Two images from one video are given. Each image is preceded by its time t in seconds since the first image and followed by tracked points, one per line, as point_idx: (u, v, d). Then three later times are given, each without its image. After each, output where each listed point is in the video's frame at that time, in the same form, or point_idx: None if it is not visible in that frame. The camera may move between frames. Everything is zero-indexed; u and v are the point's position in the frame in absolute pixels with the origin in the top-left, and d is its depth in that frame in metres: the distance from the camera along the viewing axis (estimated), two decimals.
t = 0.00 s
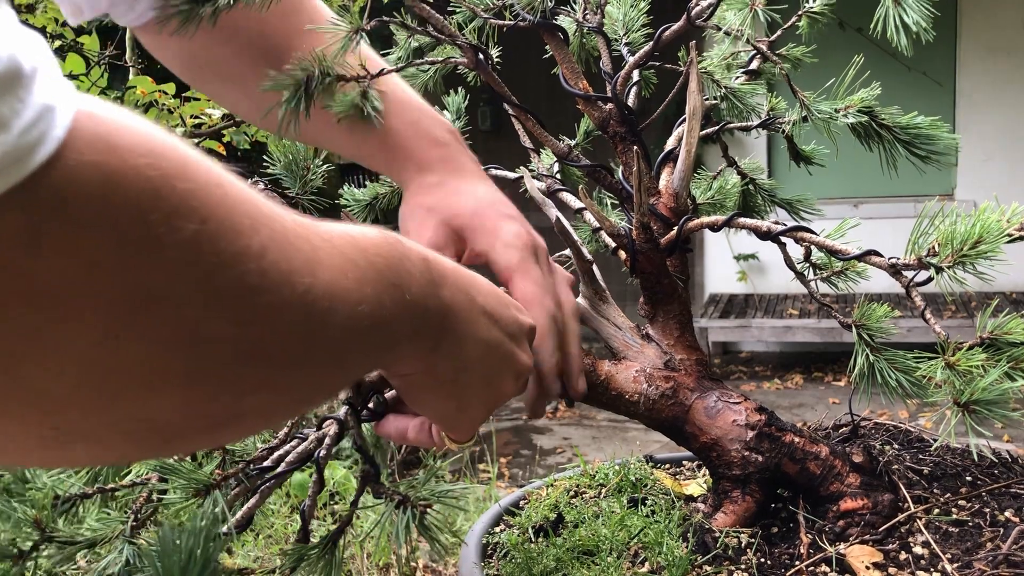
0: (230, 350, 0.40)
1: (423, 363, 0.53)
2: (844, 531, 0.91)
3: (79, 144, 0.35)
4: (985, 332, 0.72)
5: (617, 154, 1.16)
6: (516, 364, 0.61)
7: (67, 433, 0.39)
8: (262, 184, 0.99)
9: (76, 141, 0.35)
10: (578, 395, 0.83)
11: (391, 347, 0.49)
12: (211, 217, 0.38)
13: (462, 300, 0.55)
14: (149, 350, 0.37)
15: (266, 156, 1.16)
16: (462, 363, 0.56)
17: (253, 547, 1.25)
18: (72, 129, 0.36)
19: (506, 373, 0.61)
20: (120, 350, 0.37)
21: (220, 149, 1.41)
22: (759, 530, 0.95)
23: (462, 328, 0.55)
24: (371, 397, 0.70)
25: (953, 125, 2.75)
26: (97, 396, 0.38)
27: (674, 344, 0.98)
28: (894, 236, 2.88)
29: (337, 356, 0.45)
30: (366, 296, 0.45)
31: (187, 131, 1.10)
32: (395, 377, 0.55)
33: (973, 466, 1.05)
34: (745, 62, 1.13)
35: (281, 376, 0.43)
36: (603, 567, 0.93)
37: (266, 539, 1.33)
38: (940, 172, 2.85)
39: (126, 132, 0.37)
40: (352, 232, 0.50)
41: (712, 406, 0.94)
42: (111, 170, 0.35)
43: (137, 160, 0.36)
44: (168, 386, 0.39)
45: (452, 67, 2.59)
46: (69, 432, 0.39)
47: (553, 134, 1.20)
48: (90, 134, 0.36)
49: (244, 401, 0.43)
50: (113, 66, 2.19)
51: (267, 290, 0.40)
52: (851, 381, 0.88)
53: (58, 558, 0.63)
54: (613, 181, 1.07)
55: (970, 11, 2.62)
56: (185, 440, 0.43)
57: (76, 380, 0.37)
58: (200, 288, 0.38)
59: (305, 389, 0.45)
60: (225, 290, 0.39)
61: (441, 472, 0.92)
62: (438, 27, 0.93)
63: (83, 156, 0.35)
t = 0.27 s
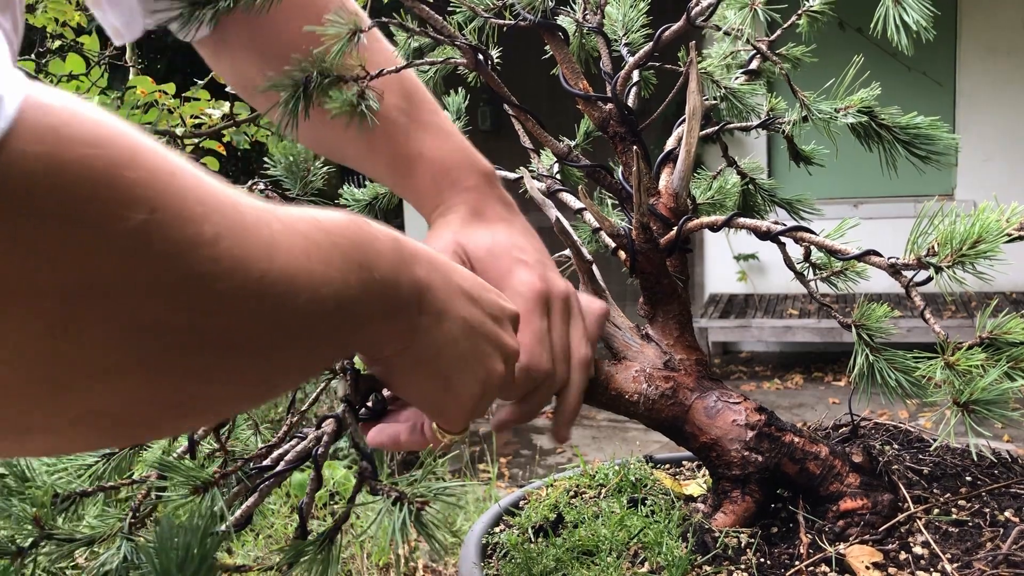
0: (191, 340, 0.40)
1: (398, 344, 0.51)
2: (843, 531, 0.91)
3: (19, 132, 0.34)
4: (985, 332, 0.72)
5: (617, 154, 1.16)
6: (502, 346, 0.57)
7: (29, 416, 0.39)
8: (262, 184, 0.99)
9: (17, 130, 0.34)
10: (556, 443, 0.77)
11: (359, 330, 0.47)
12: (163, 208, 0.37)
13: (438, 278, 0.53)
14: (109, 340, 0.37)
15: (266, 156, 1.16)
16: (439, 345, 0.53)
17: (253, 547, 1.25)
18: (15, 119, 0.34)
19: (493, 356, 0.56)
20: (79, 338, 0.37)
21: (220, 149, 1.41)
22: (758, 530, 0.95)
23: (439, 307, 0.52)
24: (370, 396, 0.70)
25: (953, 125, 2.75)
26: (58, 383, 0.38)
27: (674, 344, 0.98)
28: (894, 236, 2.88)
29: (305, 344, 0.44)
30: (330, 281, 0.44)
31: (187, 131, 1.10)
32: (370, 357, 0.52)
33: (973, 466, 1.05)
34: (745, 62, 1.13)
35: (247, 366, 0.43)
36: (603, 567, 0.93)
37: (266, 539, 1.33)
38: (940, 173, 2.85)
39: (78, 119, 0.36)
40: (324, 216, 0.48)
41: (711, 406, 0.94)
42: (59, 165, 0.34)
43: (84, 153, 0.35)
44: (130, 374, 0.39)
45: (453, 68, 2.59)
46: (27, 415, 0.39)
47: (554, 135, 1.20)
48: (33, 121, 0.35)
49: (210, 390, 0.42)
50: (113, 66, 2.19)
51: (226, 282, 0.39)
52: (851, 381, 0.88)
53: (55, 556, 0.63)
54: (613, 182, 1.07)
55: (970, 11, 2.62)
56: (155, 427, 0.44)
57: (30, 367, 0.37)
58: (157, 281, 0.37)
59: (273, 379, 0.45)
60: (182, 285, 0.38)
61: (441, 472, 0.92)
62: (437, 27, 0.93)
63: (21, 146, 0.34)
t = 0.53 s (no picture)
0: (155, 351, 0.38)
1: (386, 356, 0.50)
2: (843, 531, 0.91)
3: None
4: (984, 332, 0.71)
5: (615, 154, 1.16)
6: (497, 358, 0.57)
7: None
8: (260, 185, 0.99)
9: None
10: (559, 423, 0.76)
11: (340, 341, 0.46)
12: (127, 215, 0.36)
13: (429, 293, 0.52)
14: (65, 349, 0.36)
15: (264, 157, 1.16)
16: (429, 356, 0.52)
17: (253, 549, 1.25)
18: None
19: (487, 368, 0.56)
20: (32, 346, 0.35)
21: (219, 150, 1.41)
22: (758, 531, 0.95)
23: (429, 316, 0.52)
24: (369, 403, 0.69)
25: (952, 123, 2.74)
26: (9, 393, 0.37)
27: (673, 344, 0.98)
28: (894, 235, 2.87)
29: (277, 356, 0.43)
30: (308, 292, 0.43)
31: (185, 133, 1.09)
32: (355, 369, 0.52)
33: (973, 465, 1.05)
34: (742, 61, 1.12)
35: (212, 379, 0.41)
36: (602, 568, 0.93)
37: (266, 540, 1.33)
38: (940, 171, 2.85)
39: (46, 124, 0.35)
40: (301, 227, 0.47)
41: (711, 406, 0.94)
42: (20, 167, 0.33)
43: (47, 157, 0.34)
44: (88, 386, 0.38)
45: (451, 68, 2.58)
46: None
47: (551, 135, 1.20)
48: None
49: (170, 403, 0.41)
50: (112, 68, 2.19)
51: (195, 292, 0.38)
52: (850, 381, 0.88)
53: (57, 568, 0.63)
54: (611, 181, 1.07)
55: (969, 9, 2.62)
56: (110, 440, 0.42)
57: None
58: (120, 288, 0.36)
59: (241, 393, 0.43)
60: (147, 291, 0.37)
61: (440, 473, 0.92)
62: (434, 27, 0.93)
63: None
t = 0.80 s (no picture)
0: (169, 328, 0.39)
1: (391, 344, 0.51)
2: (844, 531, 0.92)
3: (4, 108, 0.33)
4: (986, 332, 0.71)
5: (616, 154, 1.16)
6: (504, 351, 0.57)
7: None
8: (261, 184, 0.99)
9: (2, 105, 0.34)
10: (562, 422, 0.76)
11: (349, 324, 0.46)
12: (143, 192, 0.37)
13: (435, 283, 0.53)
14: (81, 322, 0.36)
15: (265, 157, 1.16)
16: (434, 345, 0.52)
17: (253, 548, 1.25)
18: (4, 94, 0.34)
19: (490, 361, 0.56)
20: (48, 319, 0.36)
21: (220, 150, 1.41)
22: (759, 531, 0.95)
23: (439, 314, 0.52)
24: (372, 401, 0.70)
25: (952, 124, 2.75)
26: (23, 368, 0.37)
27: (674, 344, 0.98)
28: (894, 235, 2.88)
29: (288, 337, 0.43)
30: (319, 274, 0.43)
31: (187, 132, 1.09)
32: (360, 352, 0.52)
33: (973, 466, 1.05)
34: (745, 62, 1.12)
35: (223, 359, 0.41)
36: (603, 568, 0.93)
37: (266, 539, 1.33)
38: (939, 172, 2.85)
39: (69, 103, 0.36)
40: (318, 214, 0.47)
41: (712, 406, 0.94)
42: (43, 145, 0.34)
43: (66, 135, 0.34)
44: (102, 362, 0.38)
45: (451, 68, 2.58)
46: None
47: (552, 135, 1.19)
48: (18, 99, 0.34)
49: (181, 383, 0.41)
50: (112, 69, 2.19)
51: (209, 270, 0.38)
52: (851, 381, 0.88)
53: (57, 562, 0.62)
54: (613, 182, 1.07)
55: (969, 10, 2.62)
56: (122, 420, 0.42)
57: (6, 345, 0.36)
58: (135, 264, 0.36)
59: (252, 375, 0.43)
60: (162, 268, 0.37)
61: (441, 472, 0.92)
62: (436, 27, 0.93)
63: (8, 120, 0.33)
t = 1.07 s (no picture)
0: (119, 315, 0.38)
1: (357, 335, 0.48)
2: (844, 532, 0.92)
3: None
4: (988, 334, 0.71)
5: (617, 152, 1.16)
6: (502, 352, 0.57)
7: None
8: (261, 183, 0.99)
9: None
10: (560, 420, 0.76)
11: (327, 322, 0.45)
12: (106, 200, 0.36)
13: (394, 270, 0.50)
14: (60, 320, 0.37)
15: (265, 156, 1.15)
16: (410, 333, 0.50)
17: (253, 548, 1.25)
18: None
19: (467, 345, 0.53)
20: None
21: (220, 149, 1.41)
22: (759, 531, 0.95)
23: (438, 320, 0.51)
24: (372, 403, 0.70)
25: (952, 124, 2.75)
26: None
27: (675, 344, 0.97)
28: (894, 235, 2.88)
29: (246, 332, 0.42)
30: (269, 266, 0.41)
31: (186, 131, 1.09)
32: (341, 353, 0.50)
33: (974, 466, 1.05)
34: (746, 61, 1.12)
35: (174, 351, 0.40)
36: (603, 568, 0.93)
37: (266, 539, 1.33)
38: (939, 172, 2.85)
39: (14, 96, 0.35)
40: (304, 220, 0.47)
41: (712, 406, 0.94)
42: None
43: (23, 143, 0.34)
44: (49, 350, 0.37)
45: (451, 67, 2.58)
46: None
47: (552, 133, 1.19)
48: None
49: (164, 379, 0.41)
50: (112, 68, 2.19)
51: (151, 263, 0.37)
52: (852, 381, 0.88)
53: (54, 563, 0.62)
54: (613, 181, 1.07)
55: (969, 9, 2.62)
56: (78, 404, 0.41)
57: None
58: (80, 256, 0.36)
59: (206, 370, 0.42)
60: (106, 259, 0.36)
61: (441, 473, 0.92)
62: (437, 25, 0.92)
63: None
